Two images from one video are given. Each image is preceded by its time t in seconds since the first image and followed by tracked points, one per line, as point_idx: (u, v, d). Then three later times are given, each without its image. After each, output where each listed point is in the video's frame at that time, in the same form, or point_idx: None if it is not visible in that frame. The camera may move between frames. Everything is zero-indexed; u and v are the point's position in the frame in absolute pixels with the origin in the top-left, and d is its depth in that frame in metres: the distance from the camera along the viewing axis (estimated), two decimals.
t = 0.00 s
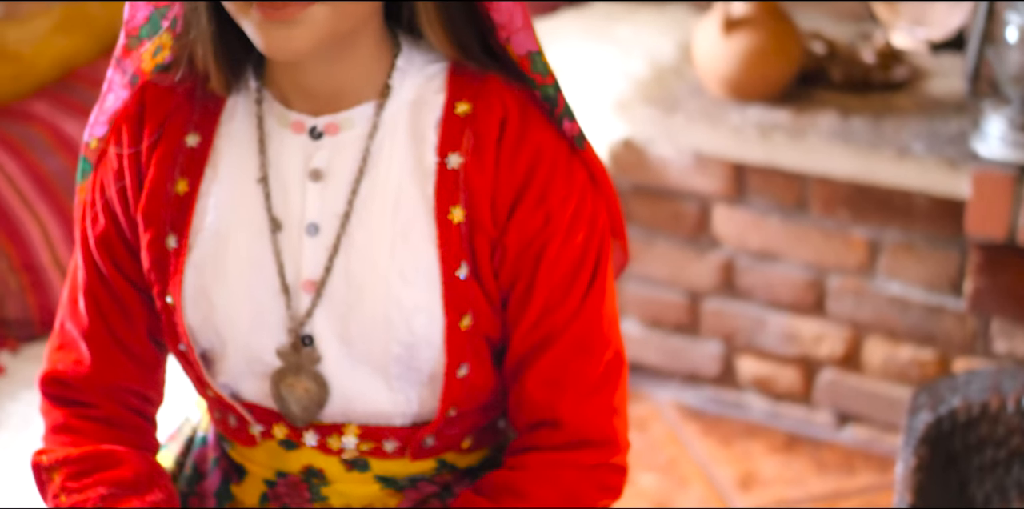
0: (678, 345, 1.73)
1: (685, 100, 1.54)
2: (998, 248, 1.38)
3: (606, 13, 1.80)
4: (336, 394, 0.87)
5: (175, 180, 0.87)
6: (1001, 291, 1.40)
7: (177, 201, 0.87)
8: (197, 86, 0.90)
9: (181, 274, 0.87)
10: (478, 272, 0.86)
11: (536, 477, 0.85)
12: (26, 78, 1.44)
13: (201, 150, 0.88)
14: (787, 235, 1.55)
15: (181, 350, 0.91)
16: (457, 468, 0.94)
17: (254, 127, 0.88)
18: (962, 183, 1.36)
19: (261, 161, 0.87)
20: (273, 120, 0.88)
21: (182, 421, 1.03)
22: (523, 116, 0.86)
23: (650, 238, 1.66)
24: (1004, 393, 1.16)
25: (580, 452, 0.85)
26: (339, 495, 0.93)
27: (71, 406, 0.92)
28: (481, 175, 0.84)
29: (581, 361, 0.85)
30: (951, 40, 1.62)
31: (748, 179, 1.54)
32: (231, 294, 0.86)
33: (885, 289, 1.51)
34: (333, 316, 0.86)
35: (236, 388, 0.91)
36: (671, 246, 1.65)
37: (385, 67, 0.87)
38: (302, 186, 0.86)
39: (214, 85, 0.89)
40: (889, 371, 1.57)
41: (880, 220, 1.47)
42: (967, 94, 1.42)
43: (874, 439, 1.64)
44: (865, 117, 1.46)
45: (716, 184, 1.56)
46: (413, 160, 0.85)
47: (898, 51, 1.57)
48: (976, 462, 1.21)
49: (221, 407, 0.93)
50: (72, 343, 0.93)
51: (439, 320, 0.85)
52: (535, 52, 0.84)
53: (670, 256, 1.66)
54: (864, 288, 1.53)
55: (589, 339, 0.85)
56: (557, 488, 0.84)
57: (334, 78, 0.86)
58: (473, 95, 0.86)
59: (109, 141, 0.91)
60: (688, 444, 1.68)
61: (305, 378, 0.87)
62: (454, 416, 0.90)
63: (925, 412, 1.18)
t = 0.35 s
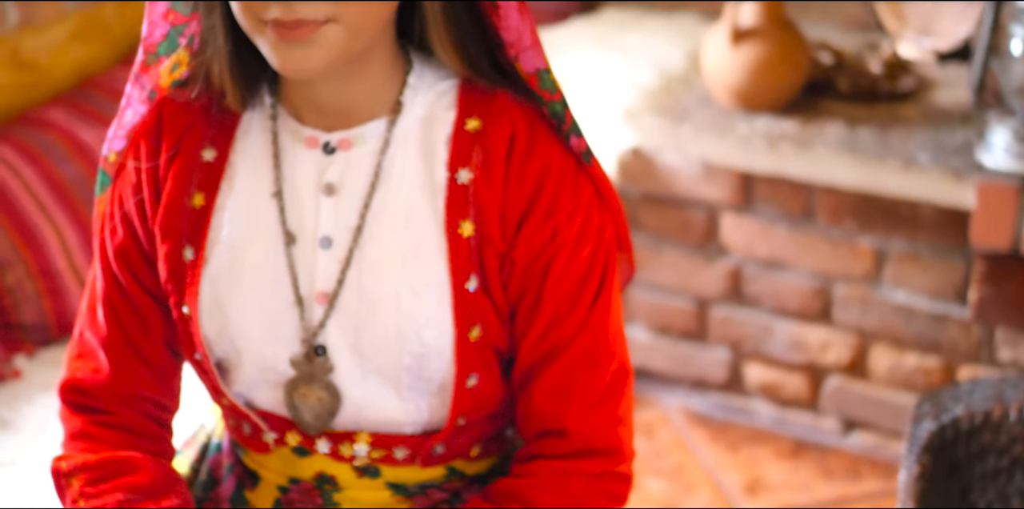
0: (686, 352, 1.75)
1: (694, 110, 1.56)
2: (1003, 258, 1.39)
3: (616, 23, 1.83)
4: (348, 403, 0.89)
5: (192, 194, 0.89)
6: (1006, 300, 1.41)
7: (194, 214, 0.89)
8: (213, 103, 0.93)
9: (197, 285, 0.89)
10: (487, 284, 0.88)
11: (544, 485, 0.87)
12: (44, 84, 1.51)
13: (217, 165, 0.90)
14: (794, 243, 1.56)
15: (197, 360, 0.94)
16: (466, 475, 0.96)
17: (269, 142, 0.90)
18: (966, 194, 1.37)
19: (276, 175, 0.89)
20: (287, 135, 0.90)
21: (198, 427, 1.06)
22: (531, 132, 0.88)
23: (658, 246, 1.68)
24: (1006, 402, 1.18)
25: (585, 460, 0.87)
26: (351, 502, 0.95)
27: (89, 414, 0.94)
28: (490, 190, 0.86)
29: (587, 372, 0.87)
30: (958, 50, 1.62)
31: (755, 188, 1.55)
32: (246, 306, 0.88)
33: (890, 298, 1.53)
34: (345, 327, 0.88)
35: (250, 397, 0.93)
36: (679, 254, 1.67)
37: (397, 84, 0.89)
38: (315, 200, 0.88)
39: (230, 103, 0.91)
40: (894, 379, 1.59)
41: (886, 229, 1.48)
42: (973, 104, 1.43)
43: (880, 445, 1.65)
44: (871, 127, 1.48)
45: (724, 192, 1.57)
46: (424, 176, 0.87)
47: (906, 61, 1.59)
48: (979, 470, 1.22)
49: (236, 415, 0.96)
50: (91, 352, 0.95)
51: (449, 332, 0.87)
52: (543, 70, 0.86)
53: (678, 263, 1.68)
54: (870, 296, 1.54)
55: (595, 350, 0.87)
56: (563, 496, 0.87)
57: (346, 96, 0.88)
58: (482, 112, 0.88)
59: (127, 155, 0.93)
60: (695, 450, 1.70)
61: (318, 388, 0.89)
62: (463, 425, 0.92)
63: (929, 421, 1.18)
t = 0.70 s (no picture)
0: (692, 356, 1.77)
1: (701, 118, 1.58)
2: (1005, 265, 1.41)
3: (624, 31, 1.86)
4: (362, 408, 0.92)
5: (210, 204, 0.92)
6: (1009, 306, 1.43)
7: (212, 223, 0.92)
8: (232, 116, 0.95)
9: (216, 294, 0.91)
10: (497, 294, 0.90)
11: (553, 489, 0.89)
12: (60, 91, 1.54)
13: (235, 176, 0.92)
14: (799, 250, 1.58)
15: (215, 365, 0.96)
16: (476, 479, 0.99)
17: (286, 154, 0.93)
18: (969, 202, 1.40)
19: (292, 186, 0.92)
20: (304, 148, 0.92)
21: (214, 431, 1.08)
22: (541, 146, 0.90)
23: (665, 252, 1.70)
24: (1006, 407, 1.19)
25: (592, 465, 0.90)
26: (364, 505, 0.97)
27: (109, 418, 0.96)
28: (501, 202, 0.88)
29: (595, 379, 0.90)
30: (962, 59, 1.66)
31: (762, 195, 1.58)
32: (263, 313, 0.91)
33: (894, 304, 1.55)
34: (360, 335, 0.90)
35: (266, 401, 0.95)
36: (686, 260, 1.69)
37: (411, 98, 0.92)
38: (331, 211, 0.90)
39: (249, 115, 0.94)
40: (898, 384, 1.61)
41: (890, 236, 1.50)
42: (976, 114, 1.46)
43: (884, 449, 1.67)
44: (876, 136, 1.50)
45: (730, 200, 1.60)
46: (437, 188, 0.89)
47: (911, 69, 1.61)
48: (980, 475, 1.23)
49: (252, 419, 0.98)
50: (111, 358, 0.97)
51: (460, 340, 0.89)
52: (554, 85, 0.89)
53: (685, 269, 1.70)
54: (874, 302, 1.56)
55: (603, 358, 0.90)
56: (571, 500, 0.89)
57: (362, 109, 0.90)
58: (494, 126, 0.90)
59: (147, 166, 0.96)
60: (702, 454, 1.72)
61: (333, 393, 0.91)
62: (474, 430, 0.95)
63: (931, 426, 1.21)
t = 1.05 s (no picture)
0: (699, 360, 1.79)
1: (708, 127, 1.61)
2: (1006, 272, 1.44)
3: (633, 40, 1.89)
4: (378, 412, 0.95)
5: (231, 214, 0.95)
6: (1010, 313, 1.46)
7: (233, 233, 0.95)
8: (252, 128, 0.98)
9: (236, 301, 0.94)
10: (508, 302, 0.93)
11: (561, 491, 0.92)
12: (79, 99, 1.58)
13: (255, 187, 0.96)
14: (804, 256, 1.61)
15: (235, 370, 0.99)
16: (487, 481, 1.02)
17: (304, 166, 0.96)
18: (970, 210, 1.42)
19: (310, 197, 0.95)
20: (322, 160, 0.96)
21: (233, 432, 1.12)
22: (552, 159, 0.93)
23: (672, 257, 1.73)
24: (1006, 412, 1.22)
25: (599, 468, 0.93)
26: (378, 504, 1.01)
27: (132, 420, 1.00)
28: (513, 214, 0.91)
29: (603, 385, 0.93)
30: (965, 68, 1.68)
31: (767, 203, 1.61)
32: (282, 320, 0.94)
33: (897, 309, 1.57)
34: (376, 341, 0.93)
35: (284, 405, 0.98)
36: (692, 265, 1.72)
37: (426, 113, 0.95)
38: (348, 221, 0.94)
39: (269, 129, 0.96)
40: (901, 388, 1.63)
41: (893, 243, 1.53)
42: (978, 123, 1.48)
43: (887, 452, 1.70)
44: (880, 145, 1.53)
45: (735, 207, 1.63)
46: (450, 199, 0.93)
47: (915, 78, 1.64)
48: (979, 478, 1.26)
49: (270, 422, 1.01)
50: (134, 362, 1.01)
51: (473, 346, 0.93)
52: (564, 101, 0.92)
53: (692, 275, 1.73)
54: (878, 308, 1.59)
55: (610, 365, 0.93)
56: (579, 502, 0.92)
57: (379, 123, 0.94)
58: (506, 140, 0.94)
59: (171, 177, 0.99)
60: (707, 456, 1.74)
61: (349, 398, 0.94)
62: (485, 433, 0.98)
63: (931, 429, 1.23)
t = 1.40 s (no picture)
0: (704, 362, 1.82)
1: (713, 132, 1.64)
2: (1005, 276, 1.46)
3: (639, 47, 1.92)
4: (389, 413, 0.98)
5: (247, 220, 0.98)
6: (1009, 316, 1.48)
7: (249, 239, 0.98)
8: (268, 137, 1.01)
9: (252, 305, 0.97)
10: (516, 306, 0.96)
11: (567, 491, 0.94)
12: (93, 103, 1.59)
13: (270, 193, 0.98)
14: (806, 259, 1.64)
15: (250, 372, 1.02)
16: (495, 480, 1.05)
17: (318, 173, 0.99)
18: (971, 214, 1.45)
19: (324, 204, 0.98)
20: (335, 168, 0.98)
21: (246, 433, 1.14)
22: (559, 168, 0.96)
23: (677, 261, 1.75)
24: (1004, 414, 1.24)
25: (604, 468, 0.95)
26: (389, 503, 1.04)
27: (150, 421, 1.02)
28: (520, 221, 0.94)
29: (608, 387, 0.95)
30: (965, 75, 1.71)
31: (770, 207, 1.63)
32: (297, 323, 0.97)
33: (898, 313, 1.60)
34: (387, 344, 0.96)
35: (298, 406, 1.01)
36: (697, 269, 1.74)
37: (437, 122, 0.98)
38: (360, 227, 0.96)
39: (284, 137, 0.99)
40: (902, 390, 1.65)
41: (894, 248, 1.55)
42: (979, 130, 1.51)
43: (888, 453, 1.72)
44: (882, 151, 1.55)
45: (739, 212, 1.66)
46: (460, 206, 0.95)
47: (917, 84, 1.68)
48: (977, 479, 1.29)
49: (284, 423, 1.03)
50: (151, 364, 1.03)
51: (481, 349, 0.95)
52: (570, 111, 0.94)
53: (696, 278, 1.75)
54: (879, 311, 1.61)
55: (615, 368, 0.95)
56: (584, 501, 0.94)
57: (392, 133, 0.96)
58: (514, 149, 0.96)
59: (188, 184, 1.02)
60: (711, 457, 1.77)
61: (361, 399, 0.97)
62: (493, 434, 1.00)
63: (930, 431, 1.26)
